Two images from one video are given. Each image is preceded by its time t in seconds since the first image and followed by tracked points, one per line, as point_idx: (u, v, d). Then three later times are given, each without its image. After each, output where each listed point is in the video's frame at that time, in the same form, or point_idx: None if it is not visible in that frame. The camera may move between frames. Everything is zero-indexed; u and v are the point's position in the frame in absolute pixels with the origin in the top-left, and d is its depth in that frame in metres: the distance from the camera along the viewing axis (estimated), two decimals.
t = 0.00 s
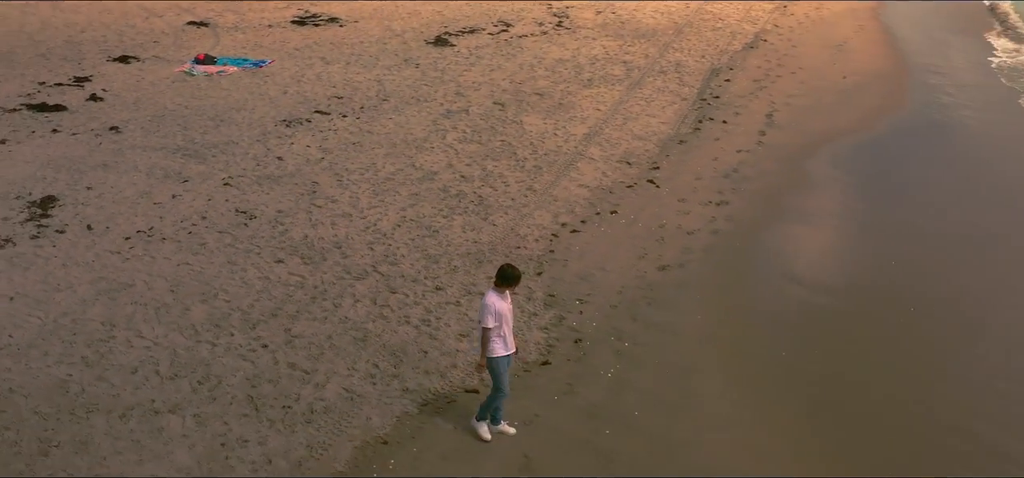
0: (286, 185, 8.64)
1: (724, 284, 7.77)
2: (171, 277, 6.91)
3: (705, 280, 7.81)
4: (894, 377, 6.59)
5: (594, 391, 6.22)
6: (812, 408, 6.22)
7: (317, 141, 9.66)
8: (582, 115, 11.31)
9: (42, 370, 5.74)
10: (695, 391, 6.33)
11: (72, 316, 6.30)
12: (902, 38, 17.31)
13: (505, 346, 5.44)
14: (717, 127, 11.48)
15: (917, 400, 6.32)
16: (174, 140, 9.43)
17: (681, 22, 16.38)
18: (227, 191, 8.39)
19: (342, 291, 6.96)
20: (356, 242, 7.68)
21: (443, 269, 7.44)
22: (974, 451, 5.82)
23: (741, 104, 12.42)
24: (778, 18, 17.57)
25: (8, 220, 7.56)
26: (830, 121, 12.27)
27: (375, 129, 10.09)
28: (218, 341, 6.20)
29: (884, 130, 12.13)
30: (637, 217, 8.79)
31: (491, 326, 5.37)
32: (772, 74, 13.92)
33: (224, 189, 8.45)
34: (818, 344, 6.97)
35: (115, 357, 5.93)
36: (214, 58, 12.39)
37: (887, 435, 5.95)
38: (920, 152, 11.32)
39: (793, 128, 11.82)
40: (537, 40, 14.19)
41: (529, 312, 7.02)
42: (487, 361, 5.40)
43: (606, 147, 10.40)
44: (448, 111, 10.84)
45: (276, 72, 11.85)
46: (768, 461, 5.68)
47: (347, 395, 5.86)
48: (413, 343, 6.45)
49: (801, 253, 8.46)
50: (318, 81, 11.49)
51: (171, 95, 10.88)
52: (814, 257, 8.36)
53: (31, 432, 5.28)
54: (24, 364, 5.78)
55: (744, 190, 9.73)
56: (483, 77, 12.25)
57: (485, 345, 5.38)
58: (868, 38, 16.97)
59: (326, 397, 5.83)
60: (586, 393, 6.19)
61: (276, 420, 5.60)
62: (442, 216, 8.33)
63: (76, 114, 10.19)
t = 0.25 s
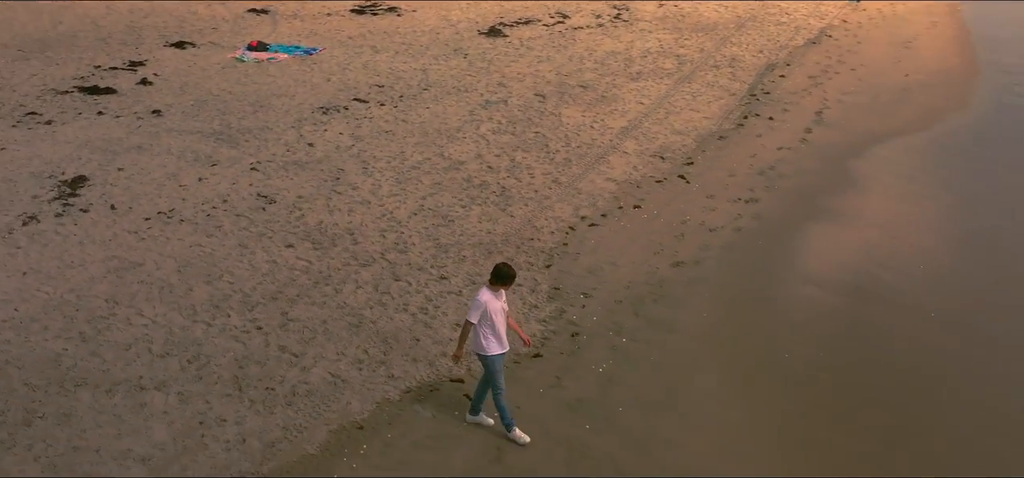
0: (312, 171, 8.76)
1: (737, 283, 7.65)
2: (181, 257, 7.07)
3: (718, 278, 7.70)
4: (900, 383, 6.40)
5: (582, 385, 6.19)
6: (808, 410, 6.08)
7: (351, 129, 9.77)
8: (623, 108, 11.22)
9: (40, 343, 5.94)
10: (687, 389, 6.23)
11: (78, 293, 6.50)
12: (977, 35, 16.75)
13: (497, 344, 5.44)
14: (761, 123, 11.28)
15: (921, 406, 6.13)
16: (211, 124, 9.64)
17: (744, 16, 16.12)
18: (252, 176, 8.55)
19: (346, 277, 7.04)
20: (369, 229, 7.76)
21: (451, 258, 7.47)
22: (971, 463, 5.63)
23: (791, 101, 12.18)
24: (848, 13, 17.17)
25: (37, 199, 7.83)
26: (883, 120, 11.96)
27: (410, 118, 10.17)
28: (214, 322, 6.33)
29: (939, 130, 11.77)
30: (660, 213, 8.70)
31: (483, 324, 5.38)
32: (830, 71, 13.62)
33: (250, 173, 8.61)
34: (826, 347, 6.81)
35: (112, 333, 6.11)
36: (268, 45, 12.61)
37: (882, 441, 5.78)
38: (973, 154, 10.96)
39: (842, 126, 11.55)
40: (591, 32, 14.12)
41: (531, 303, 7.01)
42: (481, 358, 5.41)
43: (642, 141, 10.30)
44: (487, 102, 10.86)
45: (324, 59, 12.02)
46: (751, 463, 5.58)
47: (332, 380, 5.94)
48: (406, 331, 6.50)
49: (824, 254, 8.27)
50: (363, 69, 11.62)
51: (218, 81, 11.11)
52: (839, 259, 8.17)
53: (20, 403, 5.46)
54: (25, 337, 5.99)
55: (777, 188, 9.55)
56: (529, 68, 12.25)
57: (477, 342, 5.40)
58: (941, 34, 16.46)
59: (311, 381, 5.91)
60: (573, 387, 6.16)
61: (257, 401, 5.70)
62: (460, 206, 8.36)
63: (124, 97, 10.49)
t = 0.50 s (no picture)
0: (338, 159, 8.87)
1: (751, 282, 7.55)
2: (196, 241, 7.23)
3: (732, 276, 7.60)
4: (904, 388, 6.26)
5: (575, 378, 6.18)
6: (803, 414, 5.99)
7: (383, 118, 9.86)
8: (663, 103, 11.12)
9: (46, 320, 6.13)
10: (682, 388, 6.18)
11: (90, 272, 6.69)
12: None
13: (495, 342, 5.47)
14: (804, 121, 11.08)
15: (921, 413, 5.98)
16: (247, 111, 9.82)
17: (805, 12, 15.82)
18: (279, 163, 8.69)
19: (354, 264, 7.12)
20: (384, 218, 7.83)
21: (461, 249, 7.50)
22: (965, 472, 5.47)
23: (839, 99, 11.94)
24: (914, 10, 16.74)
25: (68, 181, 8.07)
26: (934, 119, 11.65)
27: (444, 109, 10.22)
28: (216, 304, 6.46)
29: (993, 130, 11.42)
30: (684, 209, 8.62)
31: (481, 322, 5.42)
32: (885, 69, 13.31)
33: (277, 160, 8.75)
34: (834, 350, 6.68)
35: (116, 312, 6.27)
36: (317, 34, 12.79)
37: (874, 447, 5.66)
38: None
39: (889, 125, 11.29)
40: (642, 27, 14.01)
41: (536, 296, 7.01)
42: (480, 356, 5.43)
43: (676, 136, 10.21)
44: (524, 94, 10.86)
45: (370, 49, 12.14)
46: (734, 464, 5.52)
47: (323, 364, 6.02)
48: (405, 319, 6.55)
49: (848, 256, 8.11)
50: (405, 60, 11.71)
51: (262, 69, 11.30)
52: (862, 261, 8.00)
53: (19, 376, 5.65)
54: (33, 312, 6.19)
55: (810, 187, 9.38)
56: (573, 61, 12.22)
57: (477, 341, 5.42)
58: (1011, 32, 15.95)
59: (302, 365, 6.00)
60: (566, 380, 6.15)
61: (247, 383, 5.81)
62: (480, 197, 8.39)
63: (169, 83, 10.74)
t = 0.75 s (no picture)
0: (376, 144, 9.00)
1: (771, 280, 7.43)
2: (222, 220, 7.43)
3: (753, 274, 7.49)
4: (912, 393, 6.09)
5: (571, 368, 6.18)
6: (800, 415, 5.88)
7: (428, 106, 9.96)
8: (715, 97, 10.98)
9: (65, 291, 6.39)
10: (680, 384, 6.13)
11: (115, 247, 6.93)
12: None
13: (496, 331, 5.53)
14: (861, 118, 10.81)
15: (925, 418, 5.81)
16: (296, 96, 10.03)
17: (883, 8, 15.40)
18: (317, 147, 8.85)
19: (371, 248, 7.23)
20: (409, 204, 7.92)
21: (481, 236, 7.55)
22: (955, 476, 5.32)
23: (903, 97, 11.61)
24: (1003, 7, 16.14)
25: (111, 158, 8.36)
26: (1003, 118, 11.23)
27: (490, 98, 10.28)
28: (229, 282, 6.64)
29: None
30: (716, 204, 8.51)
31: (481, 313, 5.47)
32: (960, 67, 12.88)
33: (316, 144, 8.91)
34: (846, 352, 6.54)
35: (132, 286, 6.50)
36: (380, 22, 12.96)
37: (865, 450, 5.54)
38: None
39: (952, 124, 10.93)
40: (709, 20, 13.83)
41: (547, 286, 7.02)
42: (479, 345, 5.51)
43: (723, 130, 10.07)
44: (574, 86, 10.84)
45: (428, 38, 12.26)
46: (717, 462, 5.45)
47: (322, 345, 6.13)
48: (411, 304, 6.63)
49: (882, 255, 7.91)
50: (461, 49, 11.79)
51: (319, 54, 11.51)
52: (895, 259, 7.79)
53: (30, 343, 5.90)
54: (54, 283, 6.45)
55: (854, 185, 9.16)
56: (630, 54, 12.14)
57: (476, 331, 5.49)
58: None
59: (301, 344, 6.13)
60: (562, 370, 6.16)
61: (246, 359, 5.96)
62: (509, 186, 8.42)
63: (227, 67, 11.02)
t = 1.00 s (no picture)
0: (412, 134, 9.10)
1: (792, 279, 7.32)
2: (249, 204, 7.60)
3: (774, 273, 7.38)
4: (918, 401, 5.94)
5: (571, 361, 6.19)
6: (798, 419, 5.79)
7: (469, 97, 10.04)
8: (765, 94, 10.83)
9: (88, 267, 6.62)
10: (681, 380, 6.08)
11: (142, 226, 7.15)
12: None
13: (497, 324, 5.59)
14: (915, 119, 10.55)
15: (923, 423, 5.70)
16: (341, 85, 10.19)
17: (958, 7, 14.97)
18: (354, 135, 8.99)
19: (389, 235, 7.32)
20: (435, 193, 8.00)
21: (501, 227, 7.59)
22: None
23: (964, 98, 11.28)
24: None
25: (153, 141, 8.62)
26: None
27: (533, 91, 10.30)
28: (245, 264, 6.80)
29: None
30: (747, 203, 8.41)
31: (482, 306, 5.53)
32: None
33: (353, 132, 9.05)
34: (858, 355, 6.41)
35: (152, 264, 6.70)
36: (437, 14, 13.08)
37: (855, 454, 5.46)
38: None
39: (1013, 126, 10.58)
40: (771, 18, 13.63)
41: (560, 279, 7.02)
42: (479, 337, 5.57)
43: (767, 129, 9.93)
44: (620, 80, 10.80)
45: (482, 30, 12.33)
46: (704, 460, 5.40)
47: (327, 328, 6.25)
48: (420, 291, 6.70)
49: (914, 256, 7.71)
50: (512, 42, 11.83)
51: (372, 45, 11.66)
52: (927, 259, 7.59)
53: (47, 315, 6.14)
54: (78, 259, 6.68)
55: (896, 187, 8.95)
56: (684, 50, 12.03)
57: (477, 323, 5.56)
58: None
59: (307, 326, 6.25)
60: (561, 363, 6.16)
61: (251, 339, 6.10)
62: (538, 179, 8.44)
63: (280, 55, 11.25)
